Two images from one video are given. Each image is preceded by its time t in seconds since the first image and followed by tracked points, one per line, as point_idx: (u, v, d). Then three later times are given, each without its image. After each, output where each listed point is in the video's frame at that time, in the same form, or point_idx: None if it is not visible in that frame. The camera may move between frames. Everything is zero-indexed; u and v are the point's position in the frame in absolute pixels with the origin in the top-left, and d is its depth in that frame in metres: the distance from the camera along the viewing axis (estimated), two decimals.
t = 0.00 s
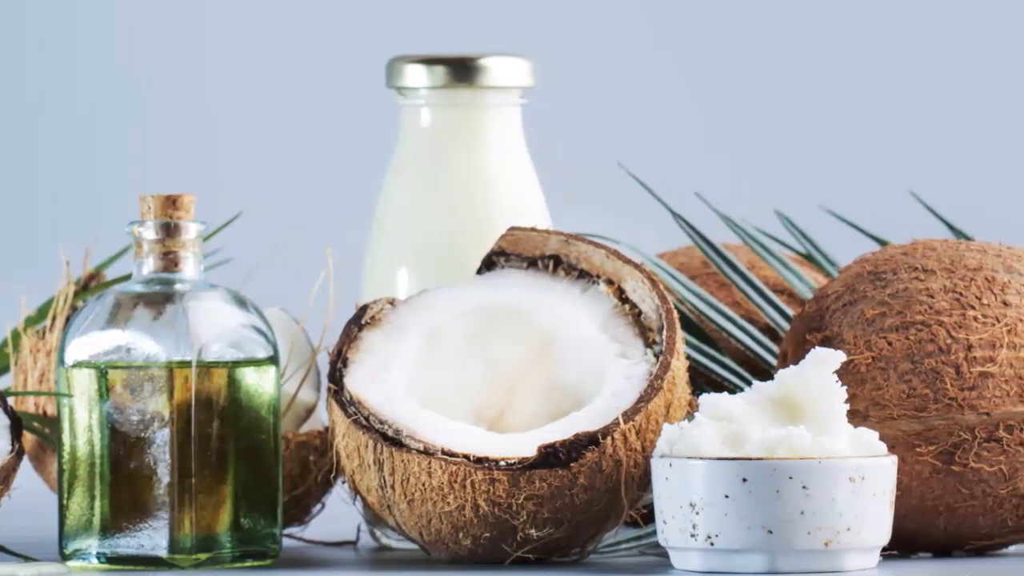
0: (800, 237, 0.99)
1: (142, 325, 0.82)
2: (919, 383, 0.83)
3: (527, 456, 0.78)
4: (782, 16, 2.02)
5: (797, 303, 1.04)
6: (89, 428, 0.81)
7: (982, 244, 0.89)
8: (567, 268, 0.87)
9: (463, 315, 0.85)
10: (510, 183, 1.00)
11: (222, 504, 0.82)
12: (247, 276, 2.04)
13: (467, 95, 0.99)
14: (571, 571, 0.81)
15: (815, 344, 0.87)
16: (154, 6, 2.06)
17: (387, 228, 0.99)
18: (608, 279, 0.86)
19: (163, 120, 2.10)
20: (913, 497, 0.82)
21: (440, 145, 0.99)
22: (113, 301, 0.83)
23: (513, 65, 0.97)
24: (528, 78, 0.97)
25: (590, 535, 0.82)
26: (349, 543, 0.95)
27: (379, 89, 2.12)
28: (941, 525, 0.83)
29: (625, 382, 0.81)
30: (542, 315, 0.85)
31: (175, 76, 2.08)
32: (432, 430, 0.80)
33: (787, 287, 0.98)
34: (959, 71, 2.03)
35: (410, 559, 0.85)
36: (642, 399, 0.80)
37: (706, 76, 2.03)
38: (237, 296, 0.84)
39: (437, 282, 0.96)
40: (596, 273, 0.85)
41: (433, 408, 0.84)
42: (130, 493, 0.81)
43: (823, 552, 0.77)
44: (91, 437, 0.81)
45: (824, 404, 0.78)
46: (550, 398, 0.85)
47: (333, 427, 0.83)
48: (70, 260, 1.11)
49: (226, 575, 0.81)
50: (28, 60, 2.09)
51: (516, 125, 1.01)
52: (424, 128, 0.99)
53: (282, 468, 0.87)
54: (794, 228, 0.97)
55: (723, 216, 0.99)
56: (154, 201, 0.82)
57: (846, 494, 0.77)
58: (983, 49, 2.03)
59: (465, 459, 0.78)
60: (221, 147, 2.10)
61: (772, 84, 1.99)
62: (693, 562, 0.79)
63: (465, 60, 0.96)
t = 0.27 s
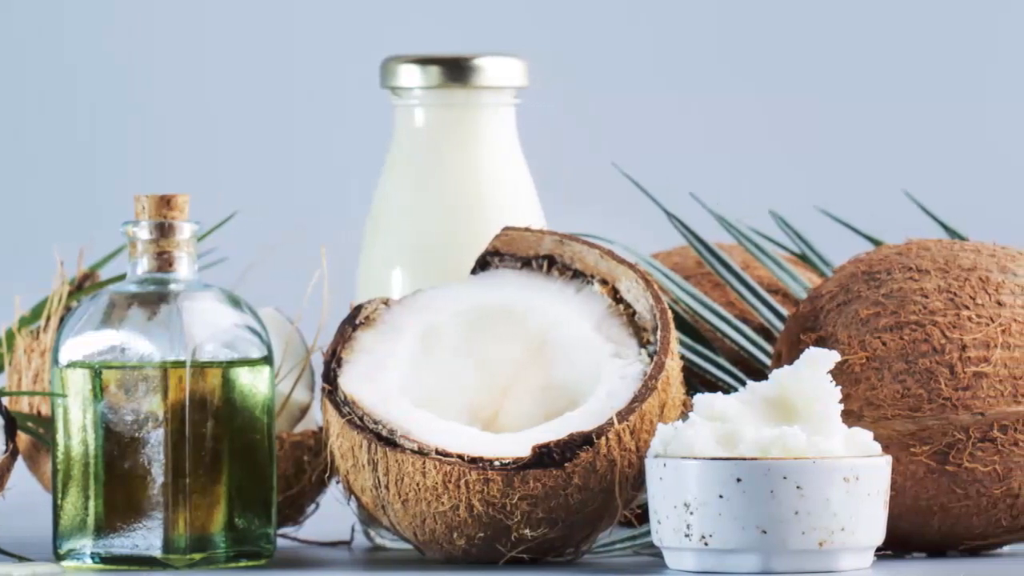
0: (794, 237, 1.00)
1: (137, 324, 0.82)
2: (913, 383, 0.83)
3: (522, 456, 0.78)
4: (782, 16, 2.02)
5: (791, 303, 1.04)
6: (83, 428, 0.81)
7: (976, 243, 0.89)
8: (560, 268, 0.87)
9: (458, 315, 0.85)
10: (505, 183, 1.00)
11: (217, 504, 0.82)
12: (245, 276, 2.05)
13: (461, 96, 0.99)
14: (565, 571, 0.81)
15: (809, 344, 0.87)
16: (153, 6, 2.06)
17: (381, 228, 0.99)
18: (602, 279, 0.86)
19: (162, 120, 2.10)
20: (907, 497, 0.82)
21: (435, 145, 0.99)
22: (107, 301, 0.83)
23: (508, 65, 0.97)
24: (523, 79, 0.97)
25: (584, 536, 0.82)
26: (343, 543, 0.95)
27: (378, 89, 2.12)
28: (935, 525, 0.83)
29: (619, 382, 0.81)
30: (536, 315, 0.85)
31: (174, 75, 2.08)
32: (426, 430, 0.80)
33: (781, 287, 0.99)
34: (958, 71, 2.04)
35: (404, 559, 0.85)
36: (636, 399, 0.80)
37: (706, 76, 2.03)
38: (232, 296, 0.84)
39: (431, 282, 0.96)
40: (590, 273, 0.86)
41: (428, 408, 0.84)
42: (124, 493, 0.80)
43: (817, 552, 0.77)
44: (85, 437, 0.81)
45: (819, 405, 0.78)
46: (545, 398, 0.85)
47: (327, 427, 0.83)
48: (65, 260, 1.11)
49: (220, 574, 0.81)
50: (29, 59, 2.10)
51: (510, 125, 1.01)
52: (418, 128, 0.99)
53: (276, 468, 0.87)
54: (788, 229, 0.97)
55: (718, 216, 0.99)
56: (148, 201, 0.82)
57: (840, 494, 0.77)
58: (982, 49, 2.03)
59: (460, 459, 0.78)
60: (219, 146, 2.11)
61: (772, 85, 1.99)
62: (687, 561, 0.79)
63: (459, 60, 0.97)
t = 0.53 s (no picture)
0: (788, 237, 1.00)
1: (131, 325, 0.82)
2: (908, 383, 0.83)
3: (516, 456, 0.78)
4: (782, 16, 2.02)
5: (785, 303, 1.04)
6: (77, 428, 0.81)
7: (971, 243, 0.89)
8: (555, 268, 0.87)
9: (452, 315, 0.85)
10: (499, 183, 1.00)
11: (211, 504, 0.82)
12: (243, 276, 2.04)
13: (455, 96, 0.99)
14: (560, 571, 0.81)
15: (804, 344, 0.87)
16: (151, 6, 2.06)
17: (375, 228, 0.99)
18: (596, 279, 0.86)
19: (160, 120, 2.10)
20: (901, 497, 0.82)
21: (429, 145, 0.99)
22: (101, 301, 0.83)
23: (502, 65, 0.97)
24: (517, 78, 0.97)
25: (578, 536, 0.82)
26: (338, 543, 0.95)
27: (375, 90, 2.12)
28: (930, 525, 0.83)
29: (613, 382, 0.81)
30: (530, 315, 0.85)
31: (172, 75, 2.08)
32: (420, 431, 0.80)
33: (775, 287, 0.99)
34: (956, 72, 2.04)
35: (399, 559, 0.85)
36: (630, 399, 0.80)
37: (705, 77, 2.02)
38: (226, 296, 0.84)
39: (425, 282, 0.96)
40: (585, 273, 0.86)
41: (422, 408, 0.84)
42: (118, 493, 0.80)
43: (812, 552, 0.77)
44: (79, 437, 0.81)
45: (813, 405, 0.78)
46: (539, 398, 0.85)
47: (321, 427, 0.83)
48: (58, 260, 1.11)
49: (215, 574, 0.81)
50: (27, 59, 2.10)
51: (504, 125, 1.01)
52: (412, 128, 0.99)
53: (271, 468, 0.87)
54: (782, 228, 0.98)
55: (712, 216, 0.99)
56: (142, 201, 0.82)
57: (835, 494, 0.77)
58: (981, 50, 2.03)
59: (454, 459, 0.78)
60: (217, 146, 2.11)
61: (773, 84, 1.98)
62: (681, 562, 0.79)
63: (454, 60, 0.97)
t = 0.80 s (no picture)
0: (783, 237, 1.00)
1: (125, 325, 0.82)
2: (902, 383, 0.83)
3: (510, 456, 0.78)
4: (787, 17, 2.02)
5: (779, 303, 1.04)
6: (71, 428, 0.81)
7: (965, 243, 0.89)
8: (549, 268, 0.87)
9: (446, 315, 0.85)
10: (493, 183, 1.00)
11: (205, 504, 0.82)
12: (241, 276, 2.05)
13: (450, 96, 0.99)
14: (554, 571, 0.81)
15: (798, 344, 0.88)
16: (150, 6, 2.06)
17: (370, 228, 0.99)
18: (591, 279, 0.86)
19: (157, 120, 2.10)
20: (895, 497, 0.82)
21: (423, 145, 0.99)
22: (95, 301, 0.83)
23: (497, 66, 0.97)
24: (512, 78, 0.97)
25: (572, 535, 0.82)
26: (332, 543, 0.95)
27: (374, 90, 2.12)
28: (924, 525, 0.83)
29: (607, 382, 0.81)
30: (524, 315, 0.85)
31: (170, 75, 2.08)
32: (415, 431, 0.79)
33: (770, 287, 0.99)
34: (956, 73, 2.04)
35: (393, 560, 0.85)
36: (624, 400, 0.80)
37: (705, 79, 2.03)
38: (220, 296, 0.84)
39: (420, 282, 0.96)
40: (579, 273, 0.86)
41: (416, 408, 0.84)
42: (112, 493, 0.80)
43: (806, 552, 0.77)
44: (74, 437, 0.81)
45: (808, 405, 0.78)
46: (533, 398, 0.85)
47: (316, 427, 0.84)
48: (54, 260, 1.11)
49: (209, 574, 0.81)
50: (25, 59, 2.10)
51: (499, 125, 1.02)
52: (407, 128, 0.99)
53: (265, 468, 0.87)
54: (776, 229, 0.98)
55: (707, 216, 0.99)
56: (136, 201, 0.82)
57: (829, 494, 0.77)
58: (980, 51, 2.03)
59: (448, 459, 0.78)
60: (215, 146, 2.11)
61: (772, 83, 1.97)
62: (676, 562, 0.79)
63: (449, 60, 0.97)
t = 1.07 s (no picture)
0: (777, 237, 1.00)
1: (120, 325, 0.82)
2: (897, 383, 0.83)
3: (505, 456, 0.78)
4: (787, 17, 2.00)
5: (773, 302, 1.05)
6: (66, 428, 0.81)
7: (959, 243, 0.90)
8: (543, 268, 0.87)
9: (440, 315, 0.85)
10: (488, 183, 1.00)
11: (200, 504, 0.82)
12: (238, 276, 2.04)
13: (445, 96, 0.99)
14: (548, 571, 0.81)
15: (792, 344, 0.87)
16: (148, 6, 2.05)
17: (365, 228, 0.99)
18: (585, 279, 0.86)
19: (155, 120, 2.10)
20: (890, 497, 0.82)
21: (418, 145, 0.99)
22: (90, 301, 0.83)
23: (492, 66, 0.97)
24: (507, 79, 0.97)
25: (566, 536, 0.82)
26: (327, 543, 0.95)
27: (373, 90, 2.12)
28: (919, 525, 0.83)
29: (601, 382, 0.81)
30: (519, 315, 0.85)
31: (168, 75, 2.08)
32: (409, 431, 0.80)
33: (764, 287, 0.99)
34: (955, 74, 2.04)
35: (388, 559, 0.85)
36: (619, 400, 0.80)
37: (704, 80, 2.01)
38: (214, 296, 0.85)
39: (415, 282, 0.96)
40: (573, 273, 0.86)
41: (410, 408, 0.84)
42: (107, 493, 0.80)
43: (800, 552, 0.77)
44: (68, 437, 0.81)
45: (802, 405, 0.78)
46: (528, 398, 0.85)
47: (310, 427, 0.84)
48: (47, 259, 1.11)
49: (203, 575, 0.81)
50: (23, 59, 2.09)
51: (493, 125, 1.02)
52: (402, 128, 0.99)
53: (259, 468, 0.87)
54: (770, 229, 0.98)
55: (701, 216, 0.99)
56: (131, 201, 0.82)
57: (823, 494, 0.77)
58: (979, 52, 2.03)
59: (443, 459, 0.78)
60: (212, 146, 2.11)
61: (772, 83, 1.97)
62: (670, 562, 0.79)
63: (443, 60, 0.97)
